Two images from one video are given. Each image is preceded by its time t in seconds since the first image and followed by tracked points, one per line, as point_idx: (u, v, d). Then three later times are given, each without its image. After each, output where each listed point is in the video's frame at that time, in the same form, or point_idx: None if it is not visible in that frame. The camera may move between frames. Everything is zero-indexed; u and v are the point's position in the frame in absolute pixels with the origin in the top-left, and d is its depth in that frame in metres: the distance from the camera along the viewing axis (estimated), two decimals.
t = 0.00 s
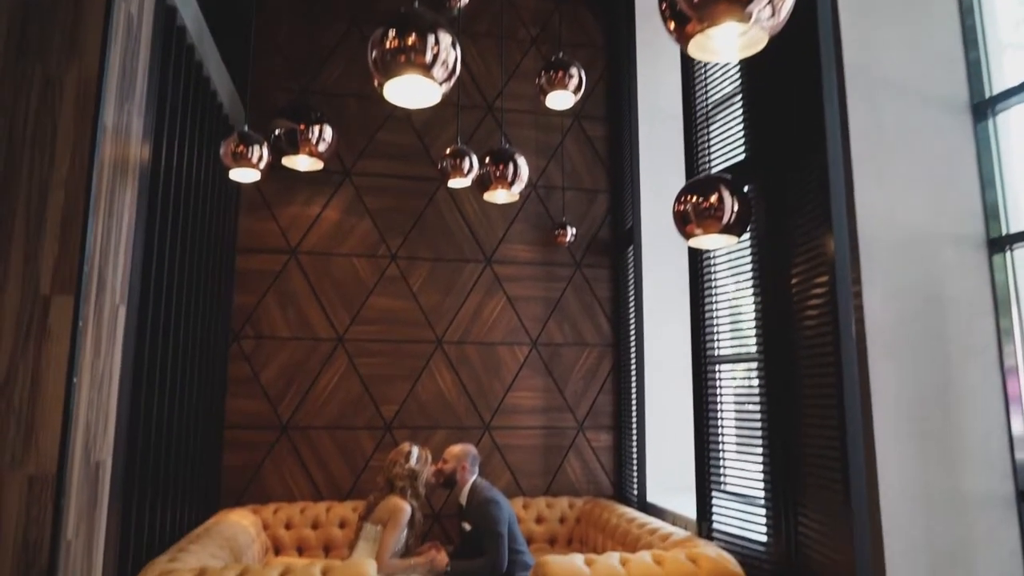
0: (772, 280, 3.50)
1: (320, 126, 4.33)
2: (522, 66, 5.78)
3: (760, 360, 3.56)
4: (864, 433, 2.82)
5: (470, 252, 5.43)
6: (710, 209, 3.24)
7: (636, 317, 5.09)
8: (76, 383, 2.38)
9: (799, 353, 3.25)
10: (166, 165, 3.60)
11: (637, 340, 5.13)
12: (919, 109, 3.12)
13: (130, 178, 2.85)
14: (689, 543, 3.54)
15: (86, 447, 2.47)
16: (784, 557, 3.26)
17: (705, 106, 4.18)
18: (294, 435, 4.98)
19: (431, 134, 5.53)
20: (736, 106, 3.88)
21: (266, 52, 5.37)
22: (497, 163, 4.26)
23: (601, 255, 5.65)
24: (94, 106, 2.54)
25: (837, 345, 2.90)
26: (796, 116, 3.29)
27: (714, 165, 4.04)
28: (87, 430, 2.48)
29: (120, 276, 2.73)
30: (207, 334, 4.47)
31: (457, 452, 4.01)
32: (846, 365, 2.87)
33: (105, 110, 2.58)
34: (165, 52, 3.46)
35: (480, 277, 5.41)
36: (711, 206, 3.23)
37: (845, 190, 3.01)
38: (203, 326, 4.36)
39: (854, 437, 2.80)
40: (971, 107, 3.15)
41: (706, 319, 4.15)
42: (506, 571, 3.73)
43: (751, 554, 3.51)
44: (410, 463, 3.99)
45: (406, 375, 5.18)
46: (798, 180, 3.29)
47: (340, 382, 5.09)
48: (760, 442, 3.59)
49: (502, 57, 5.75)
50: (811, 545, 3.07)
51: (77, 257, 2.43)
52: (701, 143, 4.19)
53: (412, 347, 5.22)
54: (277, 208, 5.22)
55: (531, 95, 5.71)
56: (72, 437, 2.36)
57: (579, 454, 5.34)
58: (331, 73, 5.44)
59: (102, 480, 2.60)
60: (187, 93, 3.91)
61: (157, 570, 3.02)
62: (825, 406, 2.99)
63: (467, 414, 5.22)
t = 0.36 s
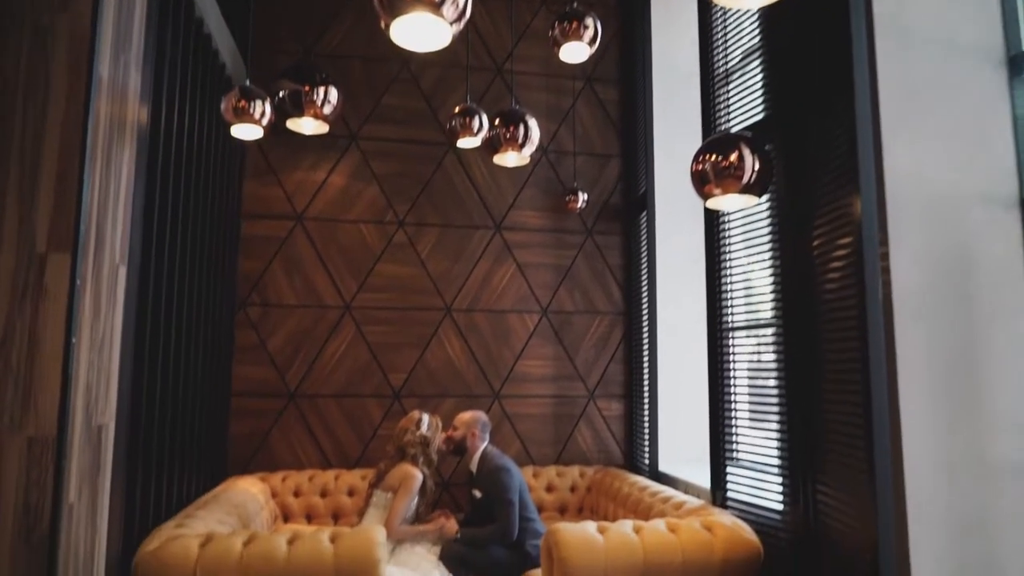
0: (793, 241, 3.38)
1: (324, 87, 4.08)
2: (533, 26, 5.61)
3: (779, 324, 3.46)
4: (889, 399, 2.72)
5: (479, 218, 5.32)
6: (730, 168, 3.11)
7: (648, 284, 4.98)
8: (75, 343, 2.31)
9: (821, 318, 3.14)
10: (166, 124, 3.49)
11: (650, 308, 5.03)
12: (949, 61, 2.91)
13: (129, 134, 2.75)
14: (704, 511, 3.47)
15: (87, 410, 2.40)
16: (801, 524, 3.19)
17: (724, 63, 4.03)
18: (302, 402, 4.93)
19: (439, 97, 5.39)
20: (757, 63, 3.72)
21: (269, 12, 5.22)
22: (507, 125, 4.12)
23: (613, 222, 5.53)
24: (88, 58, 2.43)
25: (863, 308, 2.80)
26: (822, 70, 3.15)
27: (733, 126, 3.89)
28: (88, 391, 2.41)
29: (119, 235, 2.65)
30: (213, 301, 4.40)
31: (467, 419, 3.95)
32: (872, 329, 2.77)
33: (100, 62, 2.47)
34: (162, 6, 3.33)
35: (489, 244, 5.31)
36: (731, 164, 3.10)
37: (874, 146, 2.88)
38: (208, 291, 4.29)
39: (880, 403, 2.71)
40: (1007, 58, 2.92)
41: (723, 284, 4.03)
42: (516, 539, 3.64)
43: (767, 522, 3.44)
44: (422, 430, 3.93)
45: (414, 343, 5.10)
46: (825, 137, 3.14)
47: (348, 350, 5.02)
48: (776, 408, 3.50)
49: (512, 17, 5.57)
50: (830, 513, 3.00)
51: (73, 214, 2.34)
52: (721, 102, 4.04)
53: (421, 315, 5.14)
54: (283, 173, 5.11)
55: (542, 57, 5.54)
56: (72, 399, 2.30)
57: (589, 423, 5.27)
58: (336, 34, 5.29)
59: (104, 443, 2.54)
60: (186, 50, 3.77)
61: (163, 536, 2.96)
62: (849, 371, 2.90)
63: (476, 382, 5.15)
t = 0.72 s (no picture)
0: (815, 203, 3.25)
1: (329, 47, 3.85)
2: None
3: (800, 290, 3.33)
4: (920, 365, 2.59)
5: (488, 184, 5.18)
6: (752, 125, 2.95)
7: (662, 251, 4.85)
8: (69, 305, 2.22)
9: (845, 282, 3.02)
10: (163, 81, 3.35)
11: (663, 276, 4.91)
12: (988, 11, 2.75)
13: (122, 88, 2.62)
14: (719, 481, 3.38)
15: (83, 374, 2.32)
16: (821, 495, 3.11)
17: (745, 17, 3.85)
18: (308, 371, 4.86)
19: (446, 59, 5.22)
20: (780, 17, 3.54)
21: None
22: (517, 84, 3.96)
23: (625, 188, 5.38)
24: (75, 5, 2.29)
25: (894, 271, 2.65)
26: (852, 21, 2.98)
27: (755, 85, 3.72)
28: (85, 354, 2.32)
29: (114, 194, 2.53)
30: (215, 267, 4.30)
31: (475, 388, 3.86)
32: (902, 294, 2.63)
33: (88, 10, 2.33)
34: None
35: (499, 211, 5.18)
36: (754, 121, 2.94)
37: (908, 100, 2.71)
38: (211, 257, 4.19)
39: (908, 370, 2.58)
40: None
41: (740, 249, 3.90)
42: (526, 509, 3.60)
43: (784, 492, 3.36)
44: (432, 399, 3.85)
45: (422, 311, 5.01)
46: (853, 92, 2.99)
47: (355, 318, 4.93)
48: (795, 376, 3.39)
49: None
50: (853, 484, 2.90)
51: (64, 171, 2.23)
52: (741, 60, 3.87)
53: (429, 283, 5.03)
54: (286, 138, 4.98)
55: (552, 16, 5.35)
56: (66, 363, 2.21)
57: (600, 392, 5.19)
58: None
59: (103, 409, 2.46)
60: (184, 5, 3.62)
61: (166, 505, 2.89)
62: (875, 337, 2.78)
63: (485, 351, 5.06)
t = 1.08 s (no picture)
0: (841, 163, 3.09)
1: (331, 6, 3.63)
2: None
3: (822, 255, 3.20)
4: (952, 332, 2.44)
5: (496, 149, 5.03)
6: (776, 81, 2.80)
7: (675, 219, 4.72)
8: (59, 267, 2.12)
9: (871, 246, 2.88)
10: (158, 38, 3.22)
11: (676, 244, 4.78)
12: None
13: (112, 41, 2.49)
14: (735, 453, 3.29)
15: (77, 340, 2.23)
16: (840, 467, 3.01)
17: None
18: (313, 341, 4.78)
19: (453, 19, 5.05)
20: None
21: None
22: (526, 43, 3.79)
23: (637, 153, 5.22)
24: None
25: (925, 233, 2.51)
26: None
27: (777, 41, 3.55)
28: (78, 318, 2.23)
29: (106, 152, 2.42)
30: (217, 235, 4.19)
31: (483, 357, 3.76)
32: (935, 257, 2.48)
33: None
34: None
35: (507, 177, 5.04)
36: (777, 77, 2.79)
37: (943, 50, 2.54)
38: (212, 224, 4.08)
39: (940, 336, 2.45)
40: None
41: (759, 214, 3.75)
42: (536, 481, 3.53)
43: (802, 464, 3.27)
44: (440, 368, 3.75)
45: (429, 280, 4.90)
46: (885, 46, 2.82)
47: (360, 288, 4.83)
48: (815, 345, 3.27)
49: None
50: (876, 455, 2.80)
51: (50, 125, 2.11)
52: (762, 15, 3.69)
53: (436, 251, 4.92)
54: (289, 102, 4.84)
55: None
56: (58, 328, 2.12)
57: (610, 362, 5.09)
58: None
59: (99, 377, 2.38)
60: None
61: (167, 475, 2.81)
62: (903, 303, 2.65)
63: (494, 321, 4.96)
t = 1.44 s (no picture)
0: (865, 128, 2.94)
1: None
2: None
3: (843, 225, 3.07)
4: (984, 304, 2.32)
5: (503, 119, 4.89)
6: (799, 40, 2.65)
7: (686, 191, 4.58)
8: (44, 233, 2.01)
9: (898, 213, 2.75)
10: None
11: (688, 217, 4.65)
12: None
13: None
14: (749, 429, 3.19)
15: (65, 311, 2.13)
16: (860, 444, 2.91)
17: None
18: (316, 316, 4.68)
19: None
20: None
21: None
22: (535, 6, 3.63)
23: (648, 123, 5.07)
24: None
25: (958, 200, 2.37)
26: None
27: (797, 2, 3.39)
28: (67, 288, 2.13)
29: (93, 114, 2.30)
30: (217, 207, 4.08)
31: (489, 332, 3.66)
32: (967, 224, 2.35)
33: None
34: None
35: (514, 148, 4.90)
36: (800, 36, 2.64)
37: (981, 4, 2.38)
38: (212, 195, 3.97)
39: (971, 309, 2.33)
40: None
41: (775, 183, 3.61)
42: (544, 458, 3.44)
43: (818, 441, 3.17)
44: (445, 343, 3.64)
45: (434, 254, 4.79)
46: (917, 2, 2.66)
47: (364, 262, 4.73)
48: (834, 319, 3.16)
49: None
50: (900, 432, 2.69)
51: (31, 83, 1.99)
52: None
53: (441, 225, 4.80)
54: (289, 70, 4.69)
55: None
56: (44, 297, 2.02)
57: (619, 338, 4.99)
58: None
59: (90, 349, 2.28)
60: None
61: (164, 451, 2.72)
62: (930, 273, 2.53)
63: (500, 295, 4.86)
